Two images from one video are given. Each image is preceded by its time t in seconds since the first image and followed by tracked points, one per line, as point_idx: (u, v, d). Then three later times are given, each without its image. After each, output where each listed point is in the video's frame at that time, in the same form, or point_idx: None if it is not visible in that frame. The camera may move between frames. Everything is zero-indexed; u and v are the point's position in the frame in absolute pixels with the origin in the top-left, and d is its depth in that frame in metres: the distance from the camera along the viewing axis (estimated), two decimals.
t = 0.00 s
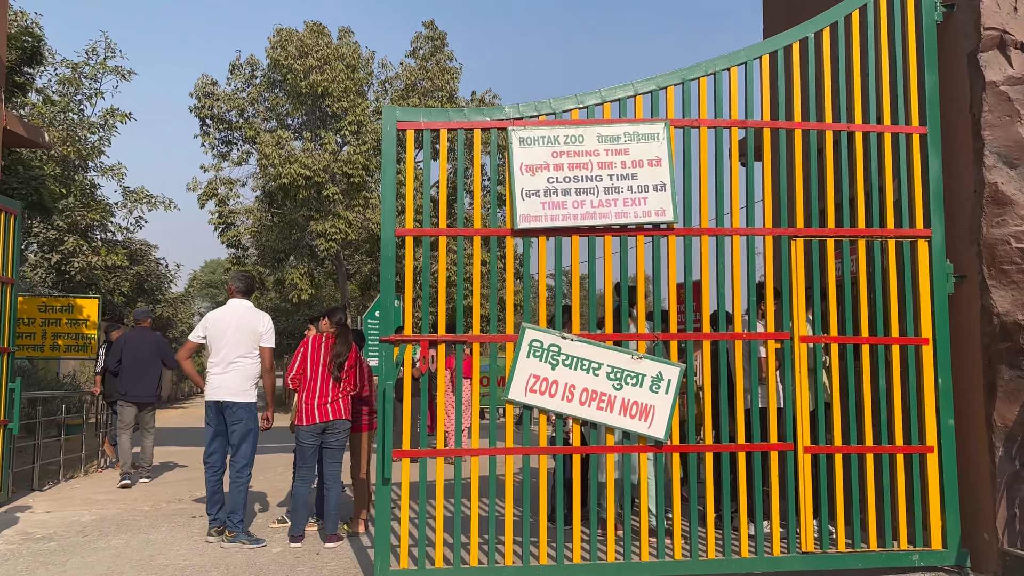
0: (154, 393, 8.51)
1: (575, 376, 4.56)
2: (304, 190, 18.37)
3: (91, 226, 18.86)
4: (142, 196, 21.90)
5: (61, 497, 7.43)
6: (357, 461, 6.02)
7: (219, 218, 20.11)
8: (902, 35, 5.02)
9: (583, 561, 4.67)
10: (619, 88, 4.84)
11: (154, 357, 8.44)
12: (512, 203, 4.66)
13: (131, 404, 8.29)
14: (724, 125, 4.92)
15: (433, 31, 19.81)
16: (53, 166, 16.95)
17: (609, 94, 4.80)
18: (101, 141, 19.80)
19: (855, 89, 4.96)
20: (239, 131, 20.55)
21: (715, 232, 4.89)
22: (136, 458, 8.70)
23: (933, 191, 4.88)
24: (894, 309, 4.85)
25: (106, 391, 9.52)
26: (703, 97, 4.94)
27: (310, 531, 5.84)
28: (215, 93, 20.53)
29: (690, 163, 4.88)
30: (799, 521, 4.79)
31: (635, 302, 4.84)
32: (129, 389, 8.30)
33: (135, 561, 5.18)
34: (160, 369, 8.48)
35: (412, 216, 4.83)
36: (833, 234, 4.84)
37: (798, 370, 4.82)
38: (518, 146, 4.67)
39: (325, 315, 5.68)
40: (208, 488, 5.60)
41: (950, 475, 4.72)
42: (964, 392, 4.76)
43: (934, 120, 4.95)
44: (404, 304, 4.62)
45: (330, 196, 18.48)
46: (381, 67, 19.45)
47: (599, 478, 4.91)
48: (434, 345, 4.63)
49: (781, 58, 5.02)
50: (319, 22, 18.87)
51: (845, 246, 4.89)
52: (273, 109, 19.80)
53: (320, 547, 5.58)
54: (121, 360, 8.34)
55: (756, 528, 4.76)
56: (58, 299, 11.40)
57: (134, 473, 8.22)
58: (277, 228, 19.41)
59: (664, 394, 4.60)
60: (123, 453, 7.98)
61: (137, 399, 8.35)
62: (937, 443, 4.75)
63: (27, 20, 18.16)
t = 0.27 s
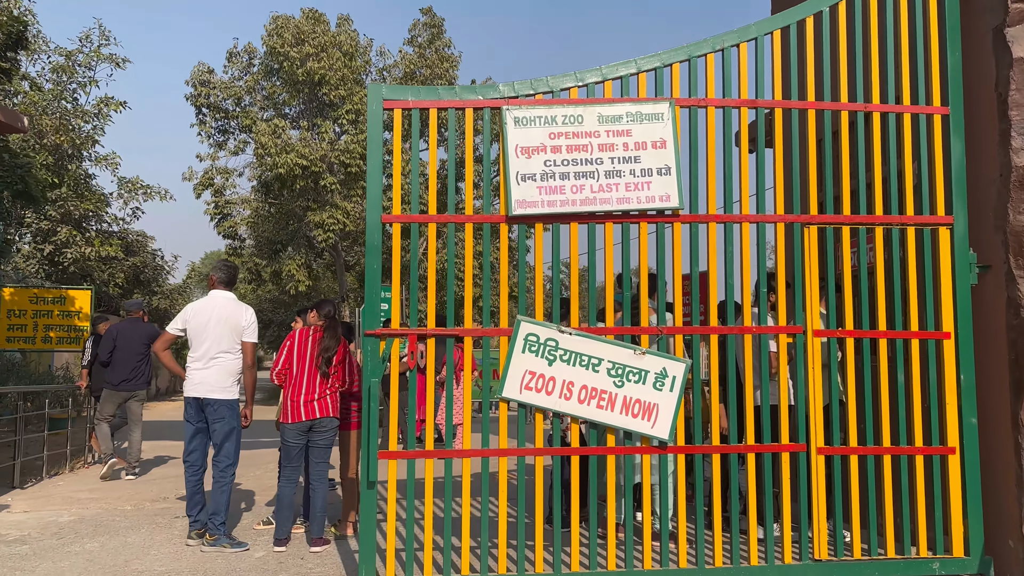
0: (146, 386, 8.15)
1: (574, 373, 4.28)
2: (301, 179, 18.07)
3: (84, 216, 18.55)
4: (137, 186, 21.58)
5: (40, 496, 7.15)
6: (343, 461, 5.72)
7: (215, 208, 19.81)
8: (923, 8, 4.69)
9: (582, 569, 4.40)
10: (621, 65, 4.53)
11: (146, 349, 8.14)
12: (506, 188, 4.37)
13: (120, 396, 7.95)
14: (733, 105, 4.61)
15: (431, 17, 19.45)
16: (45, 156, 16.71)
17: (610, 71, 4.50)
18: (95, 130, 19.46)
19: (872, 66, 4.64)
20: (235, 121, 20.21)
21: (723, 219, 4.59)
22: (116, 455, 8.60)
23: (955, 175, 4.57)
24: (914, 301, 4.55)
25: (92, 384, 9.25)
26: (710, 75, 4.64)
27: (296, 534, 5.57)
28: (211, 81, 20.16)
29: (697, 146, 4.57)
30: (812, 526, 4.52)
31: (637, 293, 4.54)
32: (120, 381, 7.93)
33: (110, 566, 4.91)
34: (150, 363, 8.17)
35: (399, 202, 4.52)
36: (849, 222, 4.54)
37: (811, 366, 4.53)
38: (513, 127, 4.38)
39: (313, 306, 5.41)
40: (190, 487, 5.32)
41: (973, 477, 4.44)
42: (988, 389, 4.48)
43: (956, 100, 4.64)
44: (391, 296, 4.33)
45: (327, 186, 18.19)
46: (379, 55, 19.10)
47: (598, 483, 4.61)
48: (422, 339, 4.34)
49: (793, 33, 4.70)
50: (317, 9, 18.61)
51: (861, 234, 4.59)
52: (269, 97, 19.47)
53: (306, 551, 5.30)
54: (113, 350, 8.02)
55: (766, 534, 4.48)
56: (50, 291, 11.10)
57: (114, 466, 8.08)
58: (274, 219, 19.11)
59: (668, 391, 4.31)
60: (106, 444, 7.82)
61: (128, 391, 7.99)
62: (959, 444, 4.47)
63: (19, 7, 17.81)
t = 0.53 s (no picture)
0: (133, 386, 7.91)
1: (578, 380, 3.98)
2: (300, 174, 17.78)
3: (83, 212, 18.31)
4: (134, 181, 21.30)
5: (23, 503, 6.88)
6: (334, 469, 5.42)
7: (214, 204, 19.53)
8: None
9: None
10: (629, 49, 4.24)
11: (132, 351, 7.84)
12: (505, 182, 4.07)
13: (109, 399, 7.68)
14: (748, 93, 4.31)
15: (432, 10, 19.14)
16: (40, 151, 16.36)
17: (617, 56, 4.20)
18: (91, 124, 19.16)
19: (899, 51, 4.33)
20: (234, 115, 19.92)
21: (737, 215, 4.29)
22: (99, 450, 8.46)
23: (988, 167, 4.26)
24: (942, 303, 4.25)
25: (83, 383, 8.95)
26: (724, 60, 4.34)
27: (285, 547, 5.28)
28: (209, 74, 19.82)
29: (709, 136, 4.27)
30: (832, 544, 4.23)
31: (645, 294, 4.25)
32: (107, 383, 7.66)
33: None
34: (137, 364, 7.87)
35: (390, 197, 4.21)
36: (872, 218, 4.24)
37: (832, 372, 4.24)
38: (513, 116, 4.07)
39: (302, 309, 5.11)
40: (170, 500, 5.03)
41: (1006, 492, 4.14)
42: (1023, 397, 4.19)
43: (987, 87, 4.33)
44: (381, 297, 4.03)
45: (326, 181, 17.91)
46: (379, 48, 18.81)
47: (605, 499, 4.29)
48: (415, 343, 4.04)
49: (813, 16, 4.39)
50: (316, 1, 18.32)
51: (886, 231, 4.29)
52: (268, 91, 19.17)
53: (294, 565, 5.02)
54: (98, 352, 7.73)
55: (783, 552, 4.19)
56: (44, 287, 10.77)
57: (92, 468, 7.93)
58: (273, 215, 18.83)
59: (679, 400, 4.02)
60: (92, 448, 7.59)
61: (116, 392, 7.72)
62: (991, 456, 4.17)
63: None
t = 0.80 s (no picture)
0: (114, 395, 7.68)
1: (578, 389, 3.72)
2: (299, 173, 17.56)
3: (80, 212, 18.04)
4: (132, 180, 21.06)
5: (3, 512, 6.63)
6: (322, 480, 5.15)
7: (213, 203, 19.29)
8: None
9: None
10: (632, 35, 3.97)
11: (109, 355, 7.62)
12: (500, 177, 3.80)
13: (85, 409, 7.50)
14: (760, 83, 4.05)
15: (432, 7, 18.87)
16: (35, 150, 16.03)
17: (619, 42, 3.93)
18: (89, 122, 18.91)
19: (920, 38, 4.06)
20: (233, 113, 19.67)
21: (748, 213, 4.03)
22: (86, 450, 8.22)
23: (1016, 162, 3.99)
24: (966, 306, 3.98)
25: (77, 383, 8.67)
26: (734, 47, 4.07)
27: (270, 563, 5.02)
28: (208, 72, 19.48)
29: (718, 128, 4.01)
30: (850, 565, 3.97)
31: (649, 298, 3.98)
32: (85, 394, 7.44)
33: None
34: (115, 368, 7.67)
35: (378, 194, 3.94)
36: (893, 216, 3.97)
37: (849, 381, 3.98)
38: (508, 107, 3.81)
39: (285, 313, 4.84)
40: (149, 513, 4.75)
41: None
42: None
43: (1015, 76, 4.06)
44: (367, 301, 3.76)
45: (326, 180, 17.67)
46: (379, 45, 18.55)
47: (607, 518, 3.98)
48: (403, 350, 3.78)
49: None
50: None
51: (907, 230, 4.02)
52: (267, 89, 18.92)
53: None
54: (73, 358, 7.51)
55: (797, 572, 3.93)
56: (38, 287, 10.40)
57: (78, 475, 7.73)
58: (272, 214, 18.59)
59: (686, 411, 3.76)
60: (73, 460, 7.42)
61: (92, 400, 7.53)
62: (1020, 471, 3.90)
63: None
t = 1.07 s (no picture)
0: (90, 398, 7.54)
1: (572, 403, 3.47)
2: (298, 175, 17.38)
3: (79, 215, 17.80)
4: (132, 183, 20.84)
5: None
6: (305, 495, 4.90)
7: (212, 206, 19.09)
8: None
9: None
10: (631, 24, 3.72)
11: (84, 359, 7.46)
12: (489, 176, 3.55)
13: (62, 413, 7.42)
14: (768, 75, 3.79)
15: (434, 7, 18.66)
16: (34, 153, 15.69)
17: (617, 32, 3.68)
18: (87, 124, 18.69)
19: (940, 26, 3.80)
20: (233, 115, 19.45)
21: (755, 213, 3.77)
22: (70, 457, 7.97)
23: None
24: (989, 314, 3.72)
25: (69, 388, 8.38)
26: (739, 37, 3.82)
27: None
28: (208, 74, 19.32)
29: (722, 124, 3.76)
30: None
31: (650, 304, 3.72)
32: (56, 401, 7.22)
33: None
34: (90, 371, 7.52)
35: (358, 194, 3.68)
36: (909, 217, 3.72)
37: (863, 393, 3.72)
38: (498, 101, 3.56)
39: (253, 320, 4.56)
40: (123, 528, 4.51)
41: None
42: None
43: None
44: (346, 308, 3.51)
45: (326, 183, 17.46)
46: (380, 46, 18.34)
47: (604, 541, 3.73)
48: (385, 361, 3.53)
49: None
50: None
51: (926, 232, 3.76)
52: (267, 91, 18.71)
53: None
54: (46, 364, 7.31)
55: None
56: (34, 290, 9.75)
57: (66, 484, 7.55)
58: (271, 217, 18.39)
59: (688, 426, 3.50)
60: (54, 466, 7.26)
61: (69, 406, 7.41)
62: None
63: None
